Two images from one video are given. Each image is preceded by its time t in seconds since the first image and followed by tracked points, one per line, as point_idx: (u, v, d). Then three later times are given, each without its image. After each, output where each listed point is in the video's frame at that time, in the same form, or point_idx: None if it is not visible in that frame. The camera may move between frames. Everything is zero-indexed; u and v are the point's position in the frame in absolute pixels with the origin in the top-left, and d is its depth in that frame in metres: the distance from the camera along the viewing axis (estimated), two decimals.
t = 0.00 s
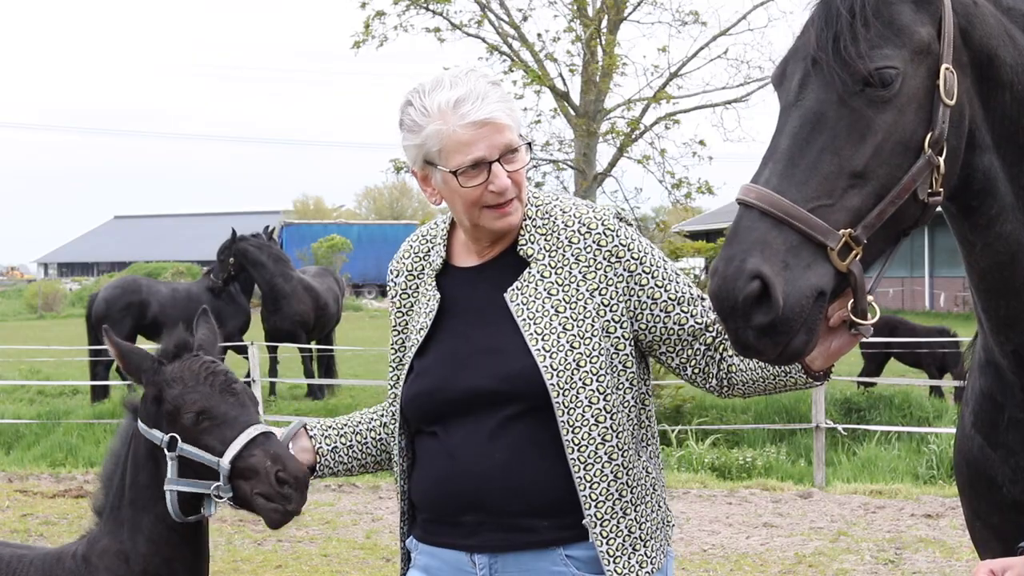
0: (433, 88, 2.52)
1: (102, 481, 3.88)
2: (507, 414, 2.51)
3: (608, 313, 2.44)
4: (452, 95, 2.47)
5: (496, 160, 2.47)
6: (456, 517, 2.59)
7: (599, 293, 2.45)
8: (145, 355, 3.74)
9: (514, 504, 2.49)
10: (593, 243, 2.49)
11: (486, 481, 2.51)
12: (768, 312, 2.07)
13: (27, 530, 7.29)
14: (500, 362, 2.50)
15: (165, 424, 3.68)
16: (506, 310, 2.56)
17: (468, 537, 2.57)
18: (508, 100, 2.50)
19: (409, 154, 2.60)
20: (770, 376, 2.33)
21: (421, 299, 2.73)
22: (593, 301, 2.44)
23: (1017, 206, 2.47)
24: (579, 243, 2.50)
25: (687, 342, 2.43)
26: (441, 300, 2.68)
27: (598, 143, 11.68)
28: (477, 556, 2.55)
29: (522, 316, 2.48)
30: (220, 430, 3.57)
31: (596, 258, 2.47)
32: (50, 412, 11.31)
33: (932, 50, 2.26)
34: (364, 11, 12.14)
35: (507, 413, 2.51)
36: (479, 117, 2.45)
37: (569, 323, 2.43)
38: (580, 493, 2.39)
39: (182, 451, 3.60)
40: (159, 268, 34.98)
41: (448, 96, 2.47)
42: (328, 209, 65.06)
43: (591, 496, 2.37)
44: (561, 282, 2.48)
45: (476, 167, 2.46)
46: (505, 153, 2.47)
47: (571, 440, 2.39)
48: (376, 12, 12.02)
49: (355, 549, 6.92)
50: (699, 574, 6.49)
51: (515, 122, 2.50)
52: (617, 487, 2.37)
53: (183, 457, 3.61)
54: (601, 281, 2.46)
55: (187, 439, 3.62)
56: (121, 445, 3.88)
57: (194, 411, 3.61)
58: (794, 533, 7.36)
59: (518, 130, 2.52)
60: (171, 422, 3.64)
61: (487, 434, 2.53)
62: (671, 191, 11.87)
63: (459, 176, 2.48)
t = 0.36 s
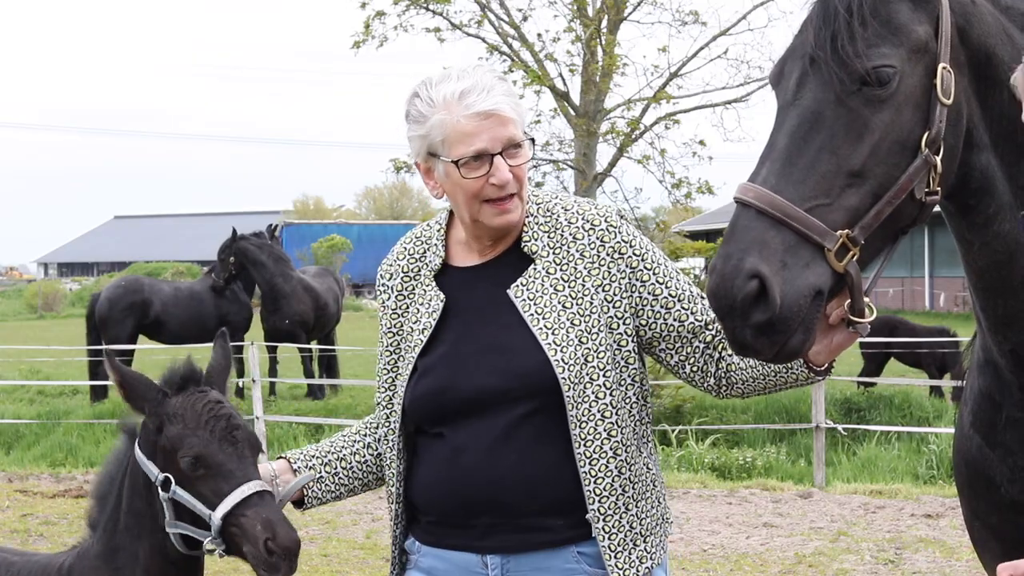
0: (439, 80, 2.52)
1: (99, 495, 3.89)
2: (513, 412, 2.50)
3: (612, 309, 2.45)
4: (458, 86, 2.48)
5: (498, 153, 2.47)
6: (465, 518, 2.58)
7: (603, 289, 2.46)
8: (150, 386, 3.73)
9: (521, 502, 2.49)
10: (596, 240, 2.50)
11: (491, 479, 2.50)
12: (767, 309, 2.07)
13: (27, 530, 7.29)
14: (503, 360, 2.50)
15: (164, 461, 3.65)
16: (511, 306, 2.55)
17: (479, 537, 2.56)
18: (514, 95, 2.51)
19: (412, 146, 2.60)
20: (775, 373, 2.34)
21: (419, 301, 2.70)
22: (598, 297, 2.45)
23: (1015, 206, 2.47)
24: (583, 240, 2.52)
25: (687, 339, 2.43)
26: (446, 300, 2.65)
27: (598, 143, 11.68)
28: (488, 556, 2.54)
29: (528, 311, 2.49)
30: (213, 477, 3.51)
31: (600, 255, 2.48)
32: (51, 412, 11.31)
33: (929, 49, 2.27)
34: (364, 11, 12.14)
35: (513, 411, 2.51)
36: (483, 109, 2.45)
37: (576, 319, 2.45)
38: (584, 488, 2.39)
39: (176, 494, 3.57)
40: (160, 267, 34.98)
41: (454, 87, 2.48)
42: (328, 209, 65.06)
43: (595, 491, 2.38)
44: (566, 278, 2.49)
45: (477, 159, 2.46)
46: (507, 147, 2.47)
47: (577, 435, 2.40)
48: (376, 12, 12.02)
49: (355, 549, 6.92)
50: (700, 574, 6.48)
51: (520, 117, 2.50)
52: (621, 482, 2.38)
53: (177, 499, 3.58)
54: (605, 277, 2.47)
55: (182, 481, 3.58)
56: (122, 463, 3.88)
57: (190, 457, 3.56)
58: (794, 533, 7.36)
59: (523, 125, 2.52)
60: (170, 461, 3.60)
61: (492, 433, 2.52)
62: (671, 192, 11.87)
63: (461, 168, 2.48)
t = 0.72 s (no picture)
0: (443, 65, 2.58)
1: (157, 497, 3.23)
2: (522, 410, 2.49)
3: (617, 307, 2.46)
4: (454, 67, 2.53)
5: (481, 130, 2.47)
6: (473, 517, 2.57)
7: (608, 286, 2.47)
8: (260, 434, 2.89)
9: (530, 501, 2.49)
10: (601, 237, 2.52)
11: (500, 479, 2.50)
12: (767, 308, 2.09)
13: (27, 530, 7.29)
14: (511, 359, 2.49)
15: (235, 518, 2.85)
16: (517, 304, 2.54)
17: (487, 536, 2.56)
18: (510, 80, 2.51)
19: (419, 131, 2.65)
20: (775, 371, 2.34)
21: (423, 300, 2.65)
22: (603, 294, 2.47)
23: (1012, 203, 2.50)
24: (588, 237, 2.53)
25: (691, 336, 2.45)
26: (454, 299, 2.61)
27: (598, 143, 11.68)
28: (496, 555, 2.53)
29: (535, 308, 2.48)
30: None
31: (604, 253, 2.50)
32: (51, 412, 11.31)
33: (925, 47, 2.30)
34: (364, 11, 12.13)
35: (522, 410, 2.49)
36: (470, 86, 2.48)
37: (582, 316, 2.45)
38: (592, 485, 2.41)
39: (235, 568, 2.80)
40: (160, 267, 34.98)
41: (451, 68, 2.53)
42: (328, 209, 65.06)
43: (602, 487, 2.40)
44: (571, 276, 2.50)
45: (461, 136, 2.48)
46: (492, 128, 2.47)
47: (585, 432, 2.41)
48: (376, 12, 12.04)
49: (355, 549, 6.92)
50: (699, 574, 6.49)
51: (511, 98, 2.48)
52: (627, 479, 2.40)
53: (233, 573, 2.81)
54: (610, 274, 2.48)
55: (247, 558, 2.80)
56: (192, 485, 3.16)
57: (266, 539, 2.75)
58: (795, 533, 7.37)
59: (517, 107, 2.50)
60: (245, 526, 2.81)
61: (499, 432, 2.51)
62: (671, 191, 11.87)
63: (447, 144, 2.50)
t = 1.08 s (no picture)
0: (456, 94, 2.55)
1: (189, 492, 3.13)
2: (554, 426, 2.60)
3: (638, 319, 2.55)
4: (470, 101, 2.50)
5: (499, 171, 2.48)
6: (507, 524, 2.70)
7: (629, 299, 2.56)
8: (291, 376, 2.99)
9: (564, 510, 2.61)
10: (618, 251, 2.59)
11: (532, 491, 2.61)
12: (763, 310, 2.09)
13: (27, 529, 7.29)
14: (539, 377, 2.58)
15: (287, 456, 2.96)
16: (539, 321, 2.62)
17: (521, 542, 2.68)
18: (526, 114, 2.50)
19: (434, 156, 2.65)
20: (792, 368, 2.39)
21: (448, 313, 2.72)
22: (624, 307, 2.56)
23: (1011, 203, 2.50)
24: (606, 251, 2.60)
25: (713, 340, 2.55)
26: (483, 313, 2.67)
27: (598, 143, 11.67)
28: (528, 559, 2.66)
29: (558, 326, 2.57)
30: (358, 491, 2.85)
31: (623, 265, 2.58)
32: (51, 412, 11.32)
33: (920, 48, 2.30)
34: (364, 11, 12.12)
35: (552, 427, 2.61)
36: (488, 127, 2.47)
37: (605, 331, 2.55)
38: (620, 497, 2.52)
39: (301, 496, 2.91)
40: (160, 267, 34.97)
41: (468, 102, 2.51)
42: (328, 209, 65.08)
43: (631, 499, 2.51)
44: (591, 291, 2.58)
45: (480, 175, 2.50)
46: (510, 167, 2.48)
47: (612, 447, 2.52)
48: (376, 12, 12.04)
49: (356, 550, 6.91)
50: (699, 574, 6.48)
51: (528, 136, 2.49)
52: (654, 489, 2.51)
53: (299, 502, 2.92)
54: (630, 287, 2.56)
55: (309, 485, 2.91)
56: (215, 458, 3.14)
57: (330, 461, 2.88)
58: (795, 533, 7.37)
59: (533, 143, 2.51)
60: (301, 458, 2.93)
61: (530, 447, 2.62)
62: (671, 191, 11.87)
63: (464, 182, 2.52)
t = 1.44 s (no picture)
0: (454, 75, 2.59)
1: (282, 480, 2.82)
2: (548, 410, 2.65)
3: (629, 306, 2.62)
4: (465, 81, 2.54)
5: (488, 149, 2.50)
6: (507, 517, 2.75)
7: (621, 286, 2.62)
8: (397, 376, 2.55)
9: (557, 494, 2.67)
10: (611, 239, 2.66)
11: (526, 474, 2.67)
12: (751, 300, 2.12)
13: (27, 530, 7.29)
14: (534, 360, 2.63)
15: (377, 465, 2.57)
16: (534, 306, 2.67)
17: (515, 529, 2.73)
18: (520, 96, 2.52)
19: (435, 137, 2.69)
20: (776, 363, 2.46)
21: (445, 297, 2.73)
22: (616, 294, 2.62)
23: (1006, 201, 2.47)
24: (599, 239, 2.67)
25: (699, 329, 2.60)
26: (485, 294, 2.71)
27: (599, 143, 11.67)
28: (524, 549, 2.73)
29: (553, 310, 2.63)
30: (452, 513, 2.48)
31: (615, 253, 2.64)
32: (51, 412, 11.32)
33: (913, 42, 2.28)
34: (364, 11, 12.12)
35: (548, 410, 2.65)
36: (478, 105, 2.49)
37: (597, 316, 2.61)
38: (610, 480, 2.60)
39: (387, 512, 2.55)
40: (160, 267, 34.97)
41: (462, 82, 2.54)
42: (328, 209, 65.12)
43: (620, 482, 2.59)
44: (585, 277, 2.65)
45: (470, 153, 2.53)
46: (498, 146, 2.50)
47: (604, 429, 2.59)
48: (376, 12, 12.04)
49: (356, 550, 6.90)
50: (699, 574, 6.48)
51: (518, 115, 2.51)
52: (642, 472, 2.59)
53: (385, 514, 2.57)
54: (622, 274, 2.62)
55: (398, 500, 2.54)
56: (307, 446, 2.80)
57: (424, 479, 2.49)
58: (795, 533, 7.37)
59: (525, 124, 2.52)
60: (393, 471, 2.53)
61: (525, 431, 2.66)
62: (671, 191, 11.87)
63: (455, 159, 2.55)
